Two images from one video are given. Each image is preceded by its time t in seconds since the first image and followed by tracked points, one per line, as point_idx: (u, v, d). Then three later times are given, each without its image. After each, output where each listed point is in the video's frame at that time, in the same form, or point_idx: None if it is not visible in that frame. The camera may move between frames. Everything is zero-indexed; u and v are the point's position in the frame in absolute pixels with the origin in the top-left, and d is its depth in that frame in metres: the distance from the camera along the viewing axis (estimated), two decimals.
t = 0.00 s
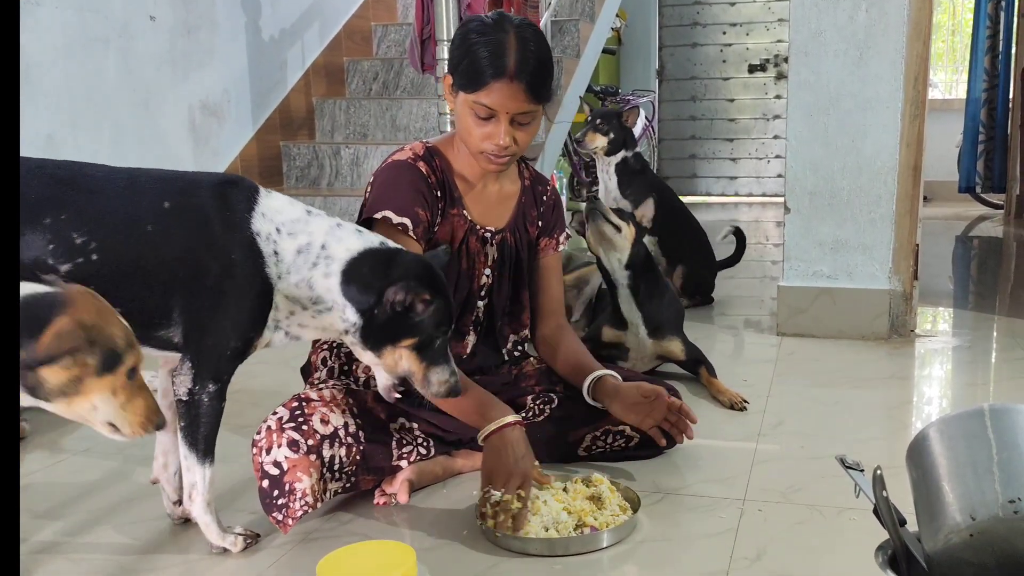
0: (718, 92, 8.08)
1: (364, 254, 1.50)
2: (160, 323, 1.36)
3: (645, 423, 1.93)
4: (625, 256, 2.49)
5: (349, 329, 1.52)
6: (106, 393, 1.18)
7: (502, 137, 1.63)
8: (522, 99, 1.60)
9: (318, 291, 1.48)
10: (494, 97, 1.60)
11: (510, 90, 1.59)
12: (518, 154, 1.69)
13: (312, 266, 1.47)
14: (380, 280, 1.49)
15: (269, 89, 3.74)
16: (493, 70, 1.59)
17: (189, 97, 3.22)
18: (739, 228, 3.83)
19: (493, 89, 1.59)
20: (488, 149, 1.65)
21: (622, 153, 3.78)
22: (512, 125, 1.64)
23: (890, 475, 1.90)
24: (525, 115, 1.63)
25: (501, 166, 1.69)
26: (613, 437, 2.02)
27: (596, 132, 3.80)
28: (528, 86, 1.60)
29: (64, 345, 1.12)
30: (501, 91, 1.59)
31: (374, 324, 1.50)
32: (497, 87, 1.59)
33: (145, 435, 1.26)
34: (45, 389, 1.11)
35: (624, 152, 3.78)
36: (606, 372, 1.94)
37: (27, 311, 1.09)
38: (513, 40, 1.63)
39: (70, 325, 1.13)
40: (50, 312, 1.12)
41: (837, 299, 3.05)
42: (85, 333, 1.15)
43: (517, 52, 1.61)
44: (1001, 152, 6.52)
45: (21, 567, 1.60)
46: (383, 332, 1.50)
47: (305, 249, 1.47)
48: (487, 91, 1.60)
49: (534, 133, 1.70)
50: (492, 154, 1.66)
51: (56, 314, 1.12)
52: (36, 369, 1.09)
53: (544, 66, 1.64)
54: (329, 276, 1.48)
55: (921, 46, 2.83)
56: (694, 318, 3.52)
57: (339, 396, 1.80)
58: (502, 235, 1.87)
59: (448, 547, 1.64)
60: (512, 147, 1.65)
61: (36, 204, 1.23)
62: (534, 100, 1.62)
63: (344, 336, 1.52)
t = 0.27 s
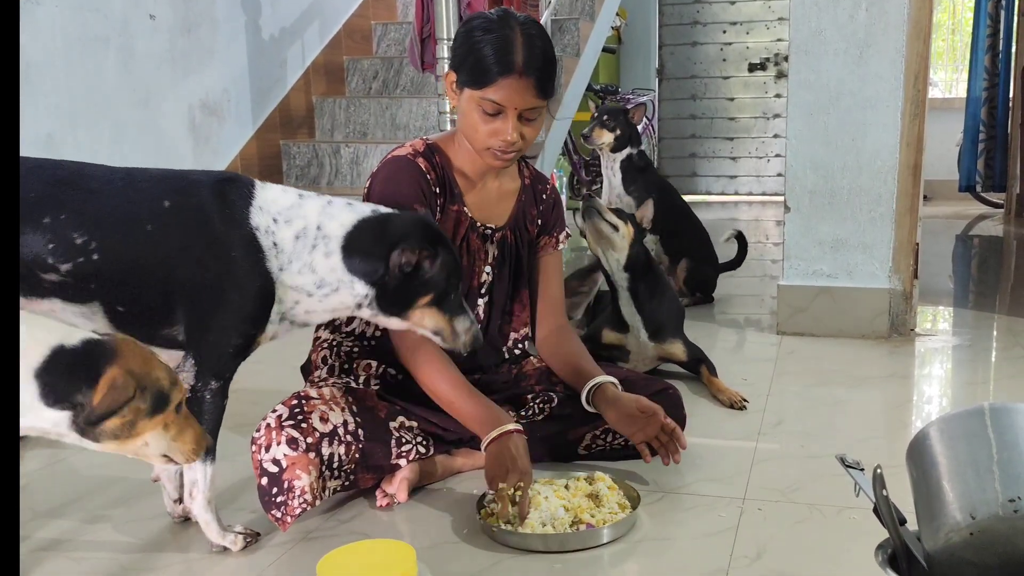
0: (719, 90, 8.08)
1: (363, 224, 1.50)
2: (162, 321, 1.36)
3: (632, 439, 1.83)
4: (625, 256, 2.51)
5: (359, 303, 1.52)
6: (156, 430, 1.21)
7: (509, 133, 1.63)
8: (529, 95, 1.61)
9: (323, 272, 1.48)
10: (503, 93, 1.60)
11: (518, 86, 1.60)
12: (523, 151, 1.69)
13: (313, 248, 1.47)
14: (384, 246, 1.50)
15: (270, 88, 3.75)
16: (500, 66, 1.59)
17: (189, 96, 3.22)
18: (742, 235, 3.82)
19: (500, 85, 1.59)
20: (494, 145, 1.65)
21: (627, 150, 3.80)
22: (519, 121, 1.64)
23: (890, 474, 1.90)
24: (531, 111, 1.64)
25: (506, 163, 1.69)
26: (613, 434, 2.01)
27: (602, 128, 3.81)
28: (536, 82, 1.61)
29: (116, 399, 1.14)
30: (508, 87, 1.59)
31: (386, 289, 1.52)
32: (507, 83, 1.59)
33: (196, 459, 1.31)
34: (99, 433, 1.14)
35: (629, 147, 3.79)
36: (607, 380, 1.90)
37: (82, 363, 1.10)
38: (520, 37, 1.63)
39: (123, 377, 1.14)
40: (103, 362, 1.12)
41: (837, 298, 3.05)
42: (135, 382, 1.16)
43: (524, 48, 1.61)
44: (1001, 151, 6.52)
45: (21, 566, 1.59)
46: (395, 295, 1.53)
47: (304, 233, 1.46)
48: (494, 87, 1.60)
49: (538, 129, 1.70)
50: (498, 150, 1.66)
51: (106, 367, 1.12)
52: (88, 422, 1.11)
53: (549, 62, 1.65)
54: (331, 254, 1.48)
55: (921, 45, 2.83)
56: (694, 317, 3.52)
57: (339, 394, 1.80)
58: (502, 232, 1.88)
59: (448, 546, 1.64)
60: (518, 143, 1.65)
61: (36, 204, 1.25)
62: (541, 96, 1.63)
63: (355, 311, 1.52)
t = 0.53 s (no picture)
0: (719, 90, 8.08)
1: (353, 181, 1.47)
2: (163, 325, 1.35)
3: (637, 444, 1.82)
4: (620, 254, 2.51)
5: (377, 258, 1.51)
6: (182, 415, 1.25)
7: (515, 128, 1.63)
8: (535, 90, 1.61)
9: (333, 245, 1.48)
10: (509, 88, 1.59)
11: (524, 81, 1.59)
12: (526, 146, 1.69)
13: (316, 226, 1.46)
14: (382, 198, 1.48)
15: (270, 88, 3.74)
16: (505, 61, 1.59)
17: (189, 95, 3.22)
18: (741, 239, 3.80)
19: (502, 81, 1.59)
20: (500, 140, 1.65)
21: (627, 150, 3.80)
22: (524, 116, 1.64)
23: (891, 474, 1.90)
24: (536, 105, 1.64)
25: (511, 158, 1.69)
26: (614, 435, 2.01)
27: (603, 129, 3.80)
28: (540, 77, 1.61)
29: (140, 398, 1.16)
30: (513, 81, 1.59)
31: (398, 235, 1.50)
32: (513, 77, 1.59)
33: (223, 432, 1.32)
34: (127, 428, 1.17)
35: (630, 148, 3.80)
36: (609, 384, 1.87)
37: (102, 363, 1.12)
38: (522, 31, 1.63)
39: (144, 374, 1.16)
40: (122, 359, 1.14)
41: (837, 298, 3.05)
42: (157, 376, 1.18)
43: (528, 44, 1.61)
44: (1002, 150, 6.52)
45: (22, 565, 1.59)
46: (407, 238, 1.52)
47: (302, 215, 1.45)
48: (497, 83, 1.60)
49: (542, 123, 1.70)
50: (503, 145, 1.65)
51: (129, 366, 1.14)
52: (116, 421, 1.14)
53: (553, 58, 1.65)
54: (335, 225, 1.47)
55: (921, 45, 2.83)
56: (695, 317, 3.52)
57: (340, 394, 1.80)
58: (501, 231, 1.89)
59: (449, 546, 1.64)
60: (524, 137, 1.65)
61: (34, 208, 1.24)
62: (546, 89, 1.63)
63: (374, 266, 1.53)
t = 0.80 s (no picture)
0: (719, 89, 8.08)
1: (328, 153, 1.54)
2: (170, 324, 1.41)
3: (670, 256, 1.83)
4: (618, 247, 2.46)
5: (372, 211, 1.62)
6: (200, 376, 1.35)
7: (519, 116, 1.64)
8: (540, 79, 1.62)
9: (335, 219, 1.57)
10: (515, 76, 1.61)
11: (530, 69, 1.61)
12: (534, 136, 1.70)
13: (315, 207, 1.55)
14: (365, 163, 1.56)
15: (270, 87, 3.72)
16: (512, 50, 1.61)
17: (189, 94, 3.22)
18: (742, 237, 3.78)
19: (511, 68, 1.61)
20: (505, 128, 1.67)
21: (628, 150, 3.77)
22: (528, 105, 1.65)
23: (890, 474, 1.90)
24: (543, 95, 1.65)
25: (518, 148, 1.70)
26: (612, 434, 2.03)
27: (605, 129, 3.79)
28: (545, 65, 1.62)
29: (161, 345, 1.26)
30: (519, 70, 1.61)
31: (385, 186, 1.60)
32: (518, 65, 1.61)
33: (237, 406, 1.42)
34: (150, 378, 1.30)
35: (631, 148, 3.77)
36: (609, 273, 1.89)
37: (125, 315, 1.25)
38: (535, 23, 1.64)
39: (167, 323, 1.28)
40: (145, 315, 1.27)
41: (837, 297, 3.05)
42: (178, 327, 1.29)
43: (536, 34, 1.63)
44: (1002, 150, 6.52)
45: (23, 564, 1.59)
46: (391, 184, 1.61)
47: (299, 200, 1.53)
48: (506, 71, 1.62)
49: (551, 115, 1.71)
50: (508, 134, 1.67)
51: (150, 316, 1.27)
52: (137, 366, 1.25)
53: (563, 50, 1.67)
54: (331, 201, 1.56)
55: (921, 44, 2.83)
56: (694, 316, 3.52)
57: (342, 394, 1.80)
58: (513, 227, 1.87)
59: (449, 545, 1.64)
60: (529, 127, 1.67)
61: (36, 216, 1.31)
62: (552, 80, 1.64)
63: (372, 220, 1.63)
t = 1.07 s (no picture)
0: (718, 89, 8.08)
1: (309, 138, 1.55)
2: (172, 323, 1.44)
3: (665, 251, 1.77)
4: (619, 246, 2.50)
5: (350, 204, 1.62)
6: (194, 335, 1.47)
7: (536, 108, 1.65)
8: (556, 71, 1.64)
9: (319, 207, 1.58)
10: (533, 69, 1.63)
11: (547, 62, 1.63)
12: (551, 131, 1.70)
13: (300, 196, 1.56)
14: (347, 153, 1.57)
15: (269, 87, 3.72)
16: (529, 43, 1.62)
17: (188, 94, 3.21)
18: (743, 238, 3.75)
19: (530, 60, 1.63)
20: (522, 121, 1.66)
21: (631, 151, 3.76)
22: (546, 98, 1.65)
23: (890, 473, 1.90)
24: (560, 89, 1.66)
25: (535, 143, 1.70)
26: (612, 434, 2.03)
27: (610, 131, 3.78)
28: (562, 59, 1.64)
29: (147, 309, 1.38)
30: (535, 62, 1.62)
31: (364, 173, 1.60)
32: (534, 58, 1.62)
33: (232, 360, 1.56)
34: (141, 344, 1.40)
35: (633, 148, 3.77)
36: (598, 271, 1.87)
37: (108, 290, 1.33)
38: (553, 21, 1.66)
39: (150, 291, 1.37)
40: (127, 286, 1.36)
41: (836, 297, 3.05)
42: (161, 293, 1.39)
43: (553, 30, 1.64)
44: (1001, 149, 6.51)
45: (22, 565, 1.59)
46: (369, 171, 1.60)
47: (285, 189, 1.55)
48: (525, 63, 1.63)
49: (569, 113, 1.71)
50: (525, 127, 1.67)
51: (133, 286, 1.36)
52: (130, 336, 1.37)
53: (581, 51, 1.68)
54: (314, 188, 1.56)
55: (921, 44, 2.83)
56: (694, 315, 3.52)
57: (345, 390, 1.80)
58: (529, 227, 1.87)
59: (449, 545, 1.64)
60: (547, 119, 1.67)
61: (36, 213, 1.28)
62: (569, 74, 1.65)
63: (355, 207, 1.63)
